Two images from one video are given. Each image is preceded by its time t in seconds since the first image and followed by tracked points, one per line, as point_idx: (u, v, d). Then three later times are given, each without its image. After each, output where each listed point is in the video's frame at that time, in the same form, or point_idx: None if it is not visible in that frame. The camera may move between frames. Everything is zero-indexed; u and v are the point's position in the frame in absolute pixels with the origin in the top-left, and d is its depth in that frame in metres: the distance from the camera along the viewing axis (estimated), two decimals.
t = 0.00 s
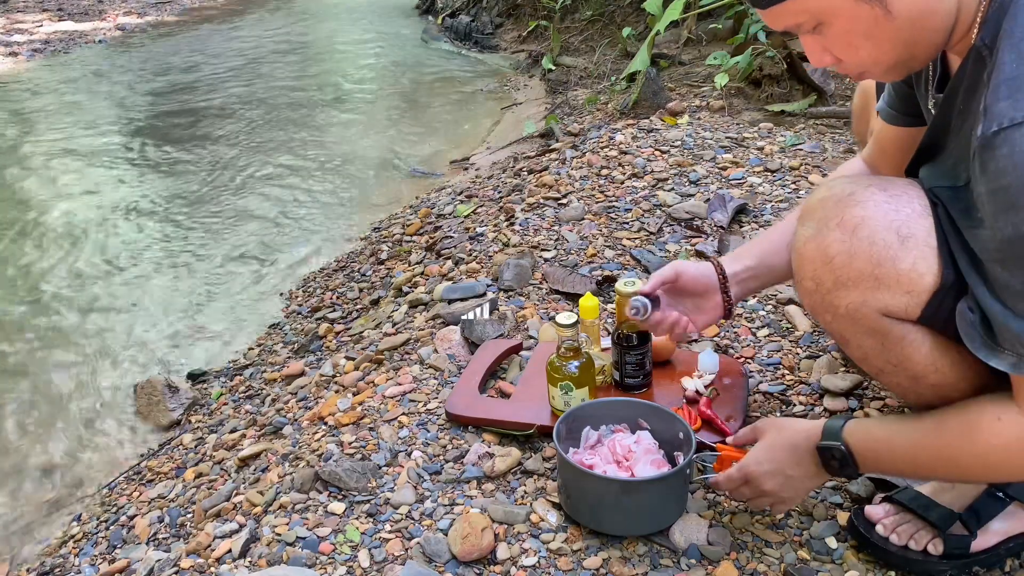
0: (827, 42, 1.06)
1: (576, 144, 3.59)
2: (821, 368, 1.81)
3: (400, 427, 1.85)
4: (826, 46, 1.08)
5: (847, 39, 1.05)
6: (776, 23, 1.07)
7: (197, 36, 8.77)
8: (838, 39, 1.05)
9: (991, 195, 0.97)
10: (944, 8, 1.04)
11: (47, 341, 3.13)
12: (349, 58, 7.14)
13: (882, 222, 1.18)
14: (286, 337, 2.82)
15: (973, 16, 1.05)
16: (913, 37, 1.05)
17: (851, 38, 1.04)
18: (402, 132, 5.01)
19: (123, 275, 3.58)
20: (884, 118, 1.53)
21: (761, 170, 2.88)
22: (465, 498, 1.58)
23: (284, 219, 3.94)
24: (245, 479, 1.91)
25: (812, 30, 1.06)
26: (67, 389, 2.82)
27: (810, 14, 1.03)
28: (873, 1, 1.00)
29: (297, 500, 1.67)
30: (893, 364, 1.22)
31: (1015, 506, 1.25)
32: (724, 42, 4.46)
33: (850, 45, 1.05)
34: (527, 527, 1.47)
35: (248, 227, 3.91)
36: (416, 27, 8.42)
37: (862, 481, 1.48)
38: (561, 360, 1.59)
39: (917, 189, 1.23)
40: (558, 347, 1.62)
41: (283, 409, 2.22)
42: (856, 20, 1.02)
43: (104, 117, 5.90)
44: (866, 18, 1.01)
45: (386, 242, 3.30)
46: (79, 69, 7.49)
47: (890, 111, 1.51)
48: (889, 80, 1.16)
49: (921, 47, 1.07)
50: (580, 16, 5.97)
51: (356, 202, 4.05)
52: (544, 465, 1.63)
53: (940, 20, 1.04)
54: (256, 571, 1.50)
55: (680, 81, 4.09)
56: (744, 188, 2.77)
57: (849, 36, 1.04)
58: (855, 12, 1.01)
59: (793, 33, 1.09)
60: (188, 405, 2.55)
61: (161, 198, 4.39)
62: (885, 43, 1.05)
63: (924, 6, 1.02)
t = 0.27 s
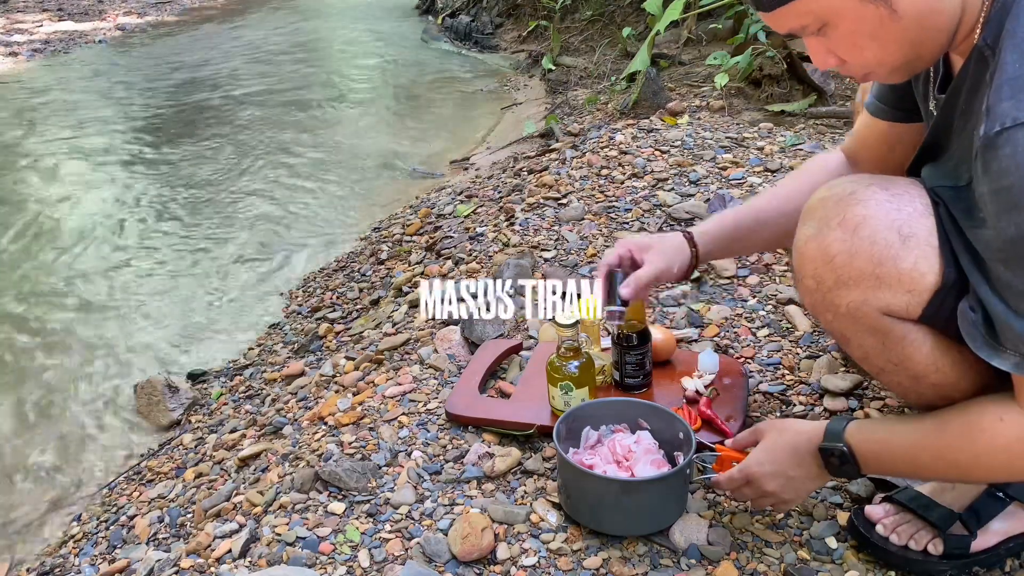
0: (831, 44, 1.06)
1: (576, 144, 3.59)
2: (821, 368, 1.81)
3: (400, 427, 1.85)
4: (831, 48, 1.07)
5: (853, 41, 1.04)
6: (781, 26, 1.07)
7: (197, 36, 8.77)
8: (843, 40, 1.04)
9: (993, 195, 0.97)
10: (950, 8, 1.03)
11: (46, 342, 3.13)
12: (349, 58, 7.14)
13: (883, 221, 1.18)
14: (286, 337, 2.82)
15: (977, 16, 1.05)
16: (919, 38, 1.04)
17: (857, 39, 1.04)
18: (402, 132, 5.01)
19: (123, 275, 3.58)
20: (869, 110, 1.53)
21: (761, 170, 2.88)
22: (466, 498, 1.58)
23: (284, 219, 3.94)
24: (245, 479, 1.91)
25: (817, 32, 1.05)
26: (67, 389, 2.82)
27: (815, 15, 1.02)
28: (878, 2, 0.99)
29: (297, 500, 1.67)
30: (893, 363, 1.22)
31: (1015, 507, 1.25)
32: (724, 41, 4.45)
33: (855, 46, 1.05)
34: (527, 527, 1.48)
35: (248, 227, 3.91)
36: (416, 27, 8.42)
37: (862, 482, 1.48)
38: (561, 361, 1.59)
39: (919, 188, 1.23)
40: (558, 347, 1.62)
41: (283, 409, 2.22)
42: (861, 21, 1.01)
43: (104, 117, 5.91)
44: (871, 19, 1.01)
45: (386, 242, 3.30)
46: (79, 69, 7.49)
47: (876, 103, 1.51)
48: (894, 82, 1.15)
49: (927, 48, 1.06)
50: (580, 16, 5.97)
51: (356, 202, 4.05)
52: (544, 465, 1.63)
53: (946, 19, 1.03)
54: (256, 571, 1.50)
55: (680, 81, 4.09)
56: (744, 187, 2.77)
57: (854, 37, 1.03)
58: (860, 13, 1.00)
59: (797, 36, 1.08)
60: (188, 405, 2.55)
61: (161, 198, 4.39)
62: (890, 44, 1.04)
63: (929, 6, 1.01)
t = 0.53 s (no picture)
0: (834, 46, 1.06)
1: (576, 144, 3.59)
2: (820, 368, 1.81)
3: (400, 427, 1.85)
4: (832, 51, 1.07)
5: (855, 43, 1.04)
6: (783, 30, 1.06)
7: (197, 36, 8.77)
8: (846, 42, 1.04)
9: (995, 195, 0.98)
10: (951, 8, 1.03)
11: (46, 342, 3.13)
12: (349, 58, 7.14)
13: (886, 220, 1.18)
14: (286, 337, 2.82)
15: (979, 16, 1.05)
16: (921, 38, 1.04)
17: (859, 41, 1.03)
18: (402, 133, 5.01)
19: (123, 275, 3.58)
20: (859, 106, 1.55)
21: (760, 170, 2.88)
22: (465, 498, 1.58)
23: (284, 219, 3.94)
24: (245, 479, 1.91)
25: (819, 35, 1.05)
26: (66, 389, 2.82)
27: (817, 18, 1.02)
28: (880, 4, 0.99)
29: (297, 500, 1.67)
30: (896, 362, 1.22)
31: (1015, 507, 1.25)
32: (724, 41, 4.45)
33: (857, 48, 1.04)
34: (527, 527, 1.47)
35: (248, 227, 3.91)
36: (415, 27, 8.42)
37: (862, 482, 1.48)
38: (561, 360, 1.59)
39: (921, 186, 1.23)
40: (558, 346, 1.62)
41: (283, 409, 2.22)
42: (863, 22, 1.01)
43: (104, 117, 5.91)
44: (874, 20, 1.01)
45: (386, 242, 3.30)
46: (79, 69, 7.49)
47: (866, 100, 1.53)
48: (895, 84, 1.15)
49: (929, 49, 1.06)
50: (580, 16, 5.97)
51: (356, 202, 4.05)
52: (544, 465, 1.63)
53: (948, 20, 1.03)
54: (256, 570, 1.50)
55: (679, 81, 4.09)
56: (744, 187, 2.77)
57: (856, 40, 1.03)
58: (863, 14, 1.00)
59: (799, 39, 1.08)
60: (188, 405, 2.55)
61: (161, 198, 4.39)
62: (893, 45, 1.04)
63: (931, 6, 1.01)
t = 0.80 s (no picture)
0: (831, 48, 1.05)
1: (576, 144, 3.59)
2: (820, 368, 1.81)
3: (400, 427, 1.85)
4: (830, 53, 1.07)
5: (853, 45, 1.03)
6: (780, 32, 1.06)
7: (197, 36, 8.77)
8: (843, 44, 1.04)
9: (994, 196, 0.97)
10: (948, 9, 1.03)
11: (46, 342, 3.13)
12: (349, 58, 7.14)
13: (885, 220, 1.19)
14: (286, 337, 2.82)
15: (976, 16, 1.05)
16: (919, 39, 1.04)
17: (856, 43, 1.03)
18: (402, 133, 5.01)
19: (123, 275, 3.58)
20: (856, 107, 1.55)
21: (760, 170, 2.88)
22: (465, 498, 1.58)
23: (284, 220, 3.94)
24: (245, 479, 1.91)
25: (817, 38, 1.05)
26: (66, 389, 2.82)
27: (813, 20, 1.02)
28: (877, 6, 0.99)
29: (297, 500, 1.67)
30: (896, 361, 1.21)
31: (1016, 507, 1.25)
32: (724, 41, 4.45)
33: (855, 50, 1.04)
34: (527, 527, 1.47)
35: (248, 227, 3.91)
36: (415, 27, 8.42)
37: (862, 482, 1.48)
38: (561, 361, 1.59)
39: (921, 186, 1.23)
40: (557, 346, 1.62)
41: (283, 409, 2.22)
42: (861, 24, 1.01)
43: (104, 117, 5.91)
44: (871, 22, 1.00)
45: (386, 242, 3.30)
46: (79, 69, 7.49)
47: (864, 100, 1.53)
48: (893, 85, 1.15)
49: (928, 49, 1.06)
50: (580, 16, 5.97)
51: (356, 202, 4.05)
52: (544, 465, 1.63)
53: (945, 20, 1.03)
54: (256, 571, 1.50)
55: (680, 81, 4.09)
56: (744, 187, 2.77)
57: (854, 42, 1.03)
58: (860, 17, 1.00)
59: (796, 42, 1.08)
60: (188, 405, 2.55)
61: (161, 198, 4.39)
62: (890, 46, 1.04)
63: (928, 7, 1.01)
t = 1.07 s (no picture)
0: (831, 50, 1.05)
1: (576, 144, 3.59)
2: (821, 368, 1.81)
3: (400, 427, 1.85)
4: (830, 54, 1.06)
5: (853, 46, 1.03)
6: (780, 34, 1.06)
7: (197, 36, 8.77)
8: (843, 45, 1.04)
9: (993, 197, 0.97)
10: (948, 11, 1.02)
11: (46, 342, 3.13)
12: (349, 58, 7.14)
13: (885, 220, 1.19)
14: (286, 337, 2.82)
15: (975, 18, 1.05)
16: (918, 41, 1.04)
17: (856, 44, 1.03)
18: (402, 133, 5.01)
19: (123, 275, 3.58)
20: (857, 109, 1.54)
21: (760, 170, 2.88)
22: (465, 498, 1.58)
23: (284, 220, 3.94)
24: (245, 479, 1.91)
25: (816, 39, 1.05)
26: (66, 389, 2.82)
27: (813, 21, 1.02)
28: (877, 6, 0.99)
29: (297, 500, 1.67)
30: (896, 362, 1.21)
31: (1016, 507, 1.25)
32: (724, 41, 4.45)
33: (854, 51, 1.04)
34: (527, 527, 1.48)
35: (249, 227, 3.91)
36: (415, 27, 8.42)
37: (862, 482, 1.48)
38: (561, 361, 1.59)
39: (921, 188, 1.23)
40: (557, 347, 1.62)
41: (283, 409, 2.22)
42: (860, 25, 1.01)
43: (104, 117, 5.90)
44: (870, 23, 1.00)
45: (386, 242, 3.30)
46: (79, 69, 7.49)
47: (864, 101, 1.53)
48: (893, 86, 1.15)
49: (927, 50, 1.06)
50: (580, 16, 5.97)
51: (356, 202, 4.05)
52: (544, 465, 1.63)
53: (945, 21, 1.03)
54: (256, 571, 1.50)
55: (680, 81, 4.09)
56: (744, 187, 2.77)
57: (854, 43, 1.03)
58: (859, 17, 1.00)
59: (796, 43, 1.08)
60: (188, 405, 2.55)
61: (161, 198, 4.39)
62: (889, 47, 1.03)
63: (928, 9, 1.01)
